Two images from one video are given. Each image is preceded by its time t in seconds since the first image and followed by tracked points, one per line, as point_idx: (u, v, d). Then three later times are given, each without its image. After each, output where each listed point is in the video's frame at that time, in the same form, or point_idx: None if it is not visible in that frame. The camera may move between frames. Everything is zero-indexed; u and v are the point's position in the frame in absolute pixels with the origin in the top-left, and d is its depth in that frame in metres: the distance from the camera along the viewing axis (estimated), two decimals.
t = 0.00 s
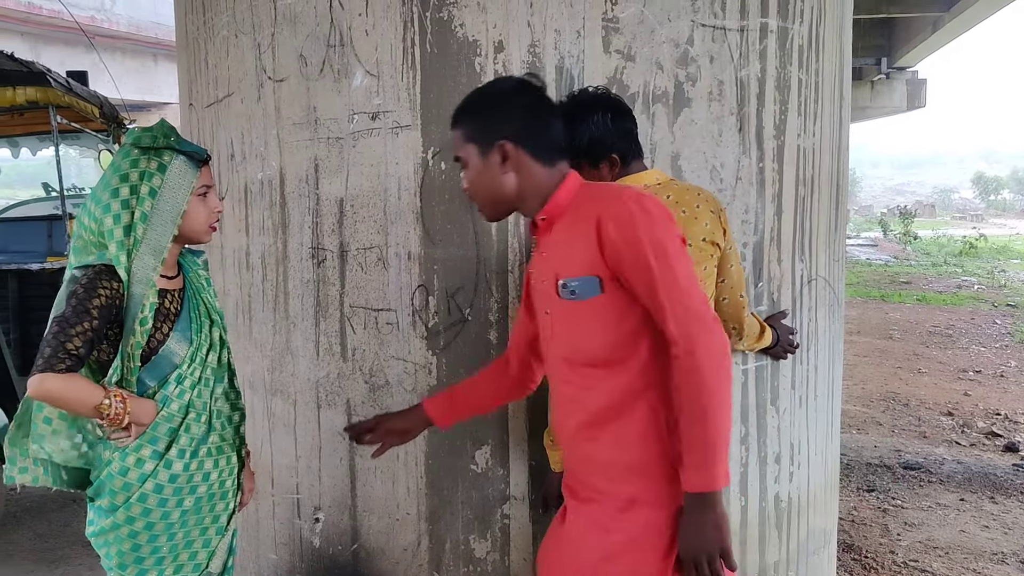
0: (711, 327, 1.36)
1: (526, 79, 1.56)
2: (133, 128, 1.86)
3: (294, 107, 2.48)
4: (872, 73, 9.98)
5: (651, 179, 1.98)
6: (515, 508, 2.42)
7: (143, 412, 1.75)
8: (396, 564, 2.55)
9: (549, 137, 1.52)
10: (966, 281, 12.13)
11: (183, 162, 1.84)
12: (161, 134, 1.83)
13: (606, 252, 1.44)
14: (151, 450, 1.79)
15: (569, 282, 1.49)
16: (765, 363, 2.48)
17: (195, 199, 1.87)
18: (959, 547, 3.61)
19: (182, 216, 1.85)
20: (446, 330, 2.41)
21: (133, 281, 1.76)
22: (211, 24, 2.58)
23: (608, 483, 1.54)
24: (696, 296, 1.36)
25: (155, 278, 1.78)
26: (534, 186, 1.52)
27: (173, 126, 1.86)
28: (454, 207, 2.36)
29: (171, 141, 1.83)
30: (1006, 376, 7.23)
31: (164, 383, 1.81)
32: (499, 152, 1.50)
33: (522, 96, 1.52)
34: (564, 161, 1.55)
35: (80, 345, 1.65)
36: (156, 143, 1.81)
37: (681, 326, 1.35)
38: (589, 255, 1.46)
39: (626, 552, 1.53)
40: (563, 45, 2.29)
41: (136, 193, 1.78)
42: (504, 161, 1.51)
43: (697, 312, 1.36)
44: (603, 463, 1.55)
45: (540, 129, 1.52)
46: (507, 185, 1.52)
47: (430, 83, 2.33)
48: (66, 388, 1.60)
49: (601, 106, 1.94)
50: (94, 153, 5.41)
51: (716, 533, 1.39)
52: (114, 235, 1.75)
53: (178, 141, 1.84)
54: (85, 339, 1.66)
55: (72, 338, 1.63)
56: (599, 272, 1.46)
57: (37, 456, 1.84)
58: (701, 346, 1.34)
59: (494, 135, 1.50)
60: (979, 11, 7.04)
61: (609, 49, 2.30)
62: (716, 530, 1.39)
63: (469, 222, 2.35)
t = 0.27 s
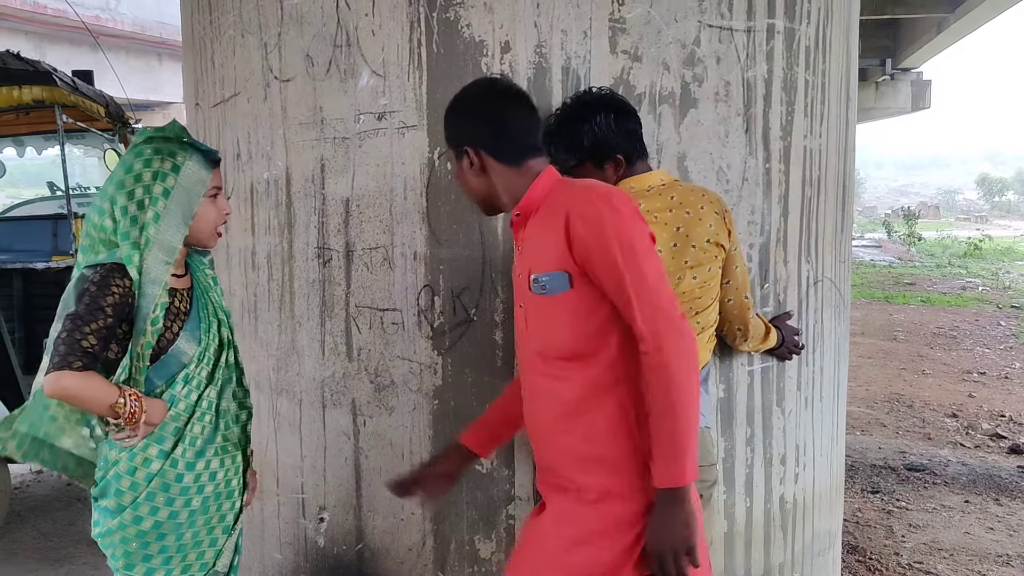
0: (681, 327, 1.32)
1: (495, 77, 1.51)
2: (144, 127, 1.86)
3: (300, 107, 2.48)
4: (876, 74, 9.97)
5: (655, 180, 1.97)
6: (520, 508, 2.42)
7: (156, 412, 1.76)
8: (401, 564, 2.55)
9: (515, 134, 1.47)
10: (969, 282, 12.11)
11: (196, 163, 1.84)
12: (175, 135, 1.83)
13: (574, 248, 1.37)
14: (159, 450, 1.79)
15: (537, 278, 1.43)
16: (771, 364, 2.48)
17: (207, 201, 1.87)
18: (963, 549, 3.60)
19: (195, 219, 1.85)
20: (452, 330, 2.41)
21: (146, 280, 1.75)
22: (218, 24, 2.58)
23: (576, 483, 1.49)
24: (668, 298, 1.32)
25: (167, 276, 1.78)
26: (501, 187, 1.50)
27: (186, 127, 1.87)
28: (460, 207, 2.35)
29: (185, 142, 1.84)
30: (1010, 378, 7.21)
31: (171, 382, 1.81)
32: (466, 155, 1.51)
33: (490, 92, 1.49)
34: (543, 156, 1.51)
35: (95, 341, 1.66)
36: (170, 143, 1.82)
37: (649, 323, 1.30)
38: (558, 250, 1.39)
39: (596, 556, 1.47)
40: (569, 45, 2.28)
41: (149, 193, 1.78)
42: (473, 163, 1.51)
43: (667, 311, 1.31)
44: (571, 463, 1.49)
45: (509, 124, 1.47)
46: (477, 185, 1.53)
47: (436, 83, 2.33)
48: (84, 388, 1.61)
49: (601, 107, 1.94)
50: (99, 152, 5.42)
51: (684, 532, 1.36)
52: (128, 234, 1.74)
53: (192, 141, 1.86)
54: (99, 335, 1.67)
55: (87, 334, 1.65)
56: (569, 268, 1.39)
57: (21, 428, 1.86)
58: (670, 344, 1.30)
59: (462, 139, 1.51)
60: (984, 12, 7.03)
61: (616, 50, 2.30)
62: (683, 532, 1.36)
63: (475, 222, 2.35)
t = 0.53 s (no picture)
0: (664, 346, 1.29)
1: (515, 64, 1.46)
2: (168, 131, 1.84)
3: (304, 106, 2.47)
4: (879, 75, 9.96)
5: (659, 180, 1.96)
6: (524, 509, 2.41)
7: (160, 416, 1.76)
8: (404, 564, 2.54)
9: (530, 126, 1.41)
10: (972, 283, 12.09)
11: (220, 170, 1.84)
12: (200, 142, 1.83)
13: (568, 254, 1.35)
14: (158, 453, 1.78)
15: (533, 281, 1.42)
16: (775, 365, 2.47)
17: (230, 208, 1.87)
18: (967, 551, 3.59)
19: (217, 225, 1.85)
20: (455, 330, 2.40)
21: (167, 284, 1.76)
22: (221, 23, 2.58)
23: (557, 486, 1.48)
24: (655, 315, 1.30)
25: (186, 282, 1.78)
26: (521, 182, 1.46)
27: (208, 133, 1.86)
28: (464, 207, 2.35)
29: (209, 150, 1.84)
30: (1014, 379, 7.19)
31: (176, 387, 1.81)
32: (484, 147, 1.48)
33: (508, 82, 1.43)
34: (563, 150, 1.46)
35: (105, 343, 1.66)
36: (194, 151, 1.81)
37: (631, 341, 1.28)
38: (554, 254, 1.37)
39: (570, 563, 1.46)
40: (574, 44, 2.28)
41: (174, 199, 1.78)
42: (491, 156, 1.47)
43: (650, 328, 1.29)
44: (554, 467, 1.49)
45: (525, 116, 1.41)
46: (498, 176, 1.49)
47: (441, 82, 2.32)
48: (93, 392, 1.61)
49: (607, 107, 1.91)
50: (103, 150, 5.41)
51: (655, 549, 1.35)
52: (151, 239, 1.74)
53: (214, 149, 1.85)
54: (110, 338, 1.67)
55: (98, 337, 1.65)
56: (563, 274, 1.37)
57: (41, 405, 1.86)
58: (651, 364, 1.28)
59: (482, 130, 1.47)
60: (988, 12, 7.03)
61: (620, 49, 2.29)
62: (654, 549, 1.34)
63: (478, 222, 2.34)
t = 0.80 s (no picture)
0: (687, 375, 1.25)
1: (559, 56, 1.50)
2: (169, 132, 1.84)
3: (308, 105, 2.47)
4: (884, 75, 9.93)
5: (664, 179, 1.99)
6: (528, 509, 2.41)
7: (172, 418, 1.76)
8: (407, 564, 2.54)
9: (572, 118, 1.45)
10: (977, 283, 12.05)
11: (225, 168, 1.85)
12: (201, 141, 1.83)
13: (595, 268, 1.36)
14: (169, 453, 1.78)
15: (562, 290, 1.45)
16: (780, 365, 2.46)
17: (239, 206, 1.88)
18: (972, 552, 3.58)
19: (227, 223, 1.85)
20: (460, 330, 2.40)
21: (185, 285, 1.76)
22: (226, 22, 2.58)
23: (573, 492, 1.52)
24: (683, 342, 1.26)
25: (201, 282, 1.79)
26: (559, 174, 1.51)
27: (207, 132, 1.86)
28: (469, 207, 2.35)
29: (211, 148, 1.84)
30: (1018, 380, 7.17)
31: (188, 389, 1.82)
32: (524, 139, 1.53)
33: (553, 73, 1.47)
34: (607, 144, 1.50)
35: (125, 344, 1.64)
36: (197, 150, 1.81)
37: (650, 365, 1.26)
38: (581, 267, 1.39)
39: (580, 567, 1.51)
40: (579, 44, 2.27)
41: (181, 201, 1.79)
42: (534, 149, 1.52)
43: (675, 356, 1.25)
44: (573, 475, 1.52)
45: (568, 109, 1.45)
46: (536, 167, 1.55)
47: (446, 81, 2.32)
48: (108, 395, 1.61)
49: (612, 105, 1.91)
50: (108, 149, 5.41)
51: (662, 572, 1.35)
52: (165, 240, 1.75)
53: (217, 146, 1.85)
54: (129, 338, 1.65)
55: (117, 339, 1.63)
56: (589, 287, 1.38)
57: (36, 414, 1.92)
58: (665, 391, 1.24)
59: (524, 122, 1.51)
60: (993, 12, 7.01)
61: (626, 49, 2.28)
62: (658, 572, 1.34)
63: (483, 222, 2.34)
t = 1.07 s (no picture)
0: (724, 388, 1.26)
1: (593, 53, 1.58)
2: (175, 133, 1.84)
3: (314, 107, 2.47)
4: (889, 76, 9.92)
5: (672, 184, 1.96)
6: (534, 510, 2.41)
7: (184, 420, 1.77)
8: (413, 565, 2.54)
9: (608, 118, 1.52)
10: (982, 285, 12.01)
11: (232, 169, 1.84)
12: (208, 142, 1.83)
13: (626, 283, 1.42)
14: (181, 457, 1.80)
15: (600, 300, 1.51)
16: (786, 367, 2.45)
17: (247, 207, 1.88)
18: (978, 555, 3.57)
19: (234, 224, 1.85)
20: (466, 331, 2.40)
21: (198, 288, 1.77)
22: (233, 24, 2.59)
23: (620, 489, 1.61)
24: (717, 354, 1.26)
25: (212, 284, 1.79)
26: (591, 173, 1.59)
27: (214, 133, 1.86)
28: (475, 209, 2.35)
29: (218, 149, 1.84)
30: None
31: (198, 391, 1.83)
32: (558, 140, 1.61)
33: (587, 70, 1.55)
34: (642, 146, 1.57)
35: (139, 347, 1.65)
36: (205, 151, 1.81)
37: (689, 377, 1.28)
38: (613, 281, 1.46)
39: (629, 558, 1.60)
40: (585, 46, 2.27)
41: (189, 202, 1.79)
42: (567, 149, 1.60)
43: (712, 368, 1.27)
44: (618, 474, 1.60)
45: (604, 108, 1.53)
46: (568, 169, 1.63)
47: (452, 83, 2.32)
48: (122, 395, 1.61)
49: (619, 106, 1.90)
50: (113, 150, 5.42)
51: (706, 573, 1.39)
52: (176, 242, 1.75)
53: (225, 147, 1.85)
54: (144, 341, 1.66)
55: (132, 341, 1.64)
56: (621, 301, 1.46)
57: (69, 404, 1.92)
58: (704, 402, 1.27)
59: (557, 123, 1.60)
60: (999, 14, 7.00)
61: (632, 50, 2.28)
62: None
63: (489, 224, 2.34)
